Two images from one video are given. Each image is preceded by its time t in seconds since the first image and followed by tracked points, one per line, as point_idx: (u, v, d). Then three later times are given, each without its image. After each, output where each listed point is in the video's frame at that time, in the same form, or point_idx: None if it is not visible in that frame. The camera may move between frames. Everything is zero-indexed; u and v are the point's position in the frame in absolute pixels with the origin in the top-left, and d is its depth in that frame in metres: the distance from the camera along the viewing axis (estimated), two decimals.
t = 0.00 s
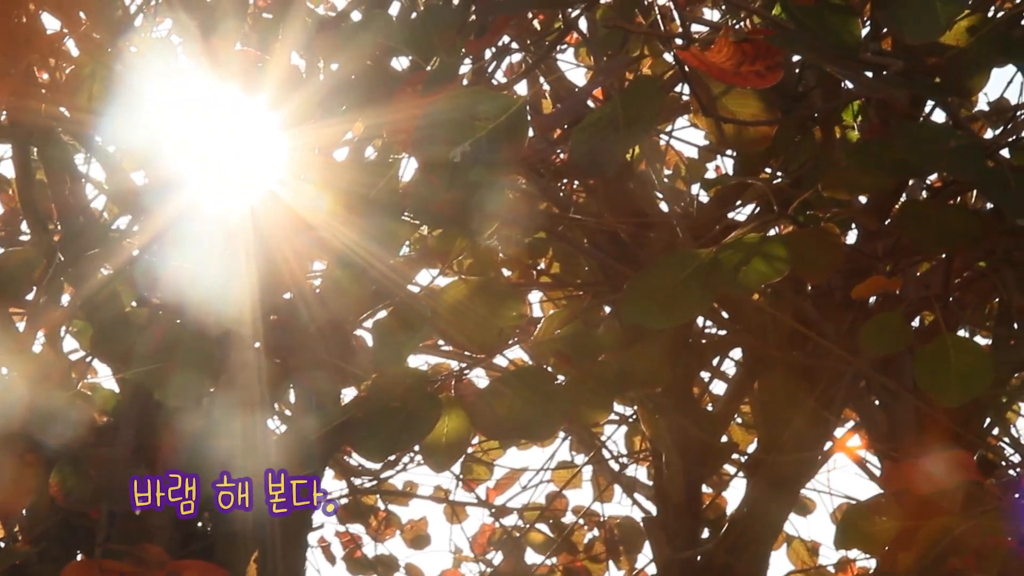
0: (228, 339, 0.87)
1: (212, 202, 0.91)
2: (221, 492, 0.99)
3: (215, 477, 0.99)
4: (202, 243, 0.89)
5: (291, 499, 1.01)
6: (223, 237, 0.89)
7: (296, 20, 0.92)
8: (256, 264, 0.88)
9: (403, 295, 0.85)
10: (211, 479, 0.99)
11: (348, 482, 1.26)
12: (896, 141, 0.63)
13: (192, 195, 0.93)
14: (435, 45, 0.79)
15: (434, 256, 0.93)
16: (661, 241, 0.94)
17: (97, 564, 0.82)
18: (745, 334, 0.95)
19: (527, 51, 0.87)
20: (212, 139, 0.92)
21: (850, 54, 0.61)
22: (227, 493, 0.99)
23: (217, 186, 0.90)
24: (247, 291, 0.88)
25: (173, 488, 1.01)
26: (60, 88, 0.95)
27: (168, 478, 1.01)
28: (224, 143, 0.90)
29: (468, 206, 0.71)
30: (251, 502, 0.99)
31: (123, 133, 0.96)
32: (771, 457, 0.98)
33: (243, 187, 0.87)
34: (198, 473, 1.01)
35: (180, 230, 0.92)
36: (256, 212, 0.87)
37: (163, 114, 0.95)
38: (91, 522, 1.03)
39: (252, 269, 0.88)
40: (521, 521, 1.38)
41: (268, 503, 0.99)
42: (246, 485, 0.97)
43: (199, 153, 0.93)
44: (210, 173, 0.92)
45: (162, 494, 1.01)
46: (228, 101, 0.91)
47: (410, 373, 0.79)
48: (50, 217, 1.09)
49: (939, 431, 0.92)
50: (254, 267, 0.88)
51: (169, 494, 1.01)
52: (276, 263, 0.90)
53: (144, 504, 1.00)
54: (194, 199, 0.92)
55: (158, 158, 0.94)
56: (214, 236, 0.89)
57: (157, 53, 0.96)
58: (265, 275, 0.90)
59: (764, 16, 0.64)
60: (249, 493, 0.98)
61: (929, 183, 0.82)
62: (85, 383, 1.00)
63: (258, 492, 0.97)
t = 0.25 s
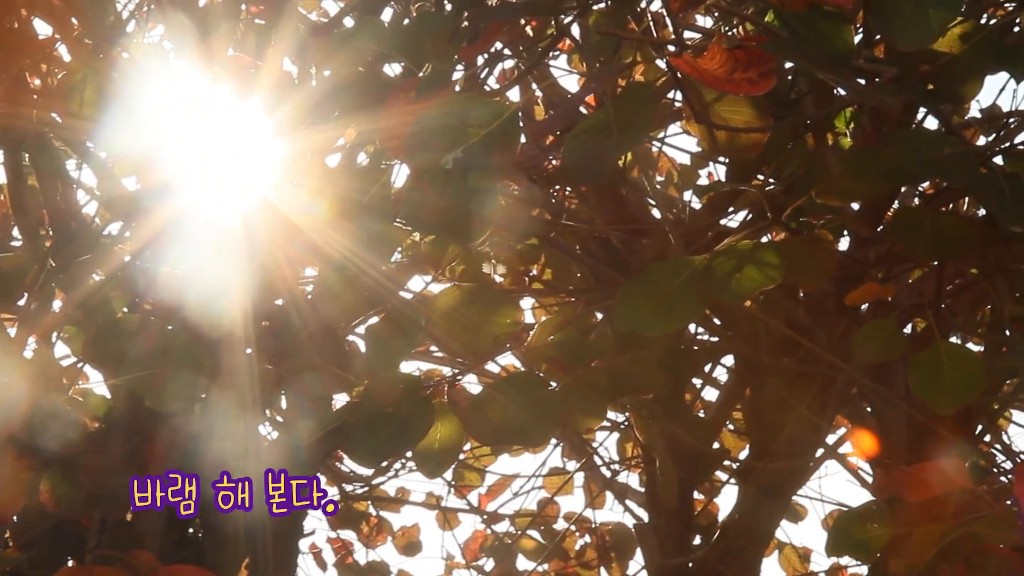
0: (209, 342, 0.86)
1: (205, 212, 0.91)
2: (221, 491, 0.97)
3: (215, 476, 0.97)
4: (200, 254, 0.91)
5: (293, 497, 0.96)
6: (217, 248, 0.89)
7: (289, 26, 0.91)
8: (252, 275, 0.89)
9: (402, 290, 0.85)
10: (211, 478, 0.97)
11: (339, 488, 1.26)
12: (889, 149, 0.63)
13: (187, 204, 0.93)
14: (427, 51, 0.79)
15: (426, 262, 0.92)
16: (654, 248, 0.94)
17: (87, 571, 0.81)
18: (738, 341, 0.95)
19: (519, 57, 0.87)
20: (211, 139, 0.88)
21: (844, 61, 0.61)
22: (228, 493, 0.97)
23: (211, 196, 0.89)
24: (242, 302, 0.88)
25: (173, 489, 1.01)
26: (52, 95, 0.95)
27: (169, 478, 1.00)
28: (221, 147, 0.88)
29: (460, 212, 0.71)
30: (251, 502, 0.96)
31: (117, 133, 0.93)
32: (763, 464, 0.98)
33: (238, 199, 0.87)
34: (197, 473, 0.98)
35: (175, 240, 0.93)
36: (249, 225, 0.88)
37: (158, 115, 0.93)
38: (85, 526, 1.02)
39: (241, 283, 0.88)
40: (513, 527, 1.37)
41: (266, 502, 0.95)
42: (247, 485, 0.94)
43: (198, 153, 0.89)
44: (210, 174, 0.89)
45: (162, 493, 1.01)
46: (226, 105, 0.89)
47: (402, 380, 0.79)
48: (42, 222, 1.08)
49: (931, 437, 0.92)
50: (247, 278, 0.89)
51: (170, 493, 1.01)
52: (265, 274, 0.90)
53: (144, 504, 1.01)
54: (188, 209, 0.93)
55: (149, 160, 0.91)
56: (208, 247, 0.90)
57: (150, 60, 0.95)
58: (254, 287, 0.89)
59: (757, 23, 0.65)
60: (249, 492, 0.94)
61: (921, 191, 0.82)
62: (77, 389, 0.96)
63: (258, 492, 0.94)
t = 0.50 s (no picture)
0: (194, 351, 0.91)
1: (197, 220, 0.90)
2: (220, 491, 0.97)
3: (214, 476, 0.97)
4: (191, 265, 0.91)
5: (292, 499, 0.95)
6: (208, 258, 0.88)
7: (281, 33, 0.92)
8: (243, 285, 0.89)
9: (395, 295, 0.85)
10: (210, 479, 0.97)
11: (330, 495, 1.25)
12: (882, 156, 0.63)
13: (180, 211, 0.92)
14: (419, 57, 0.78)
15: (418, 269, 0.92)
16: (646, 255, 0.93)
17: None
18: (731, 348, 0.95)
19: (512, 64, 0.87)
20: (208, 142, 0.86)
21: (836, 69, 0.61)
22: (227, 493, 0.97)
23: (204, 203, 0.88)
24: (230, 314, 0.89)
25: (172, 489, 1.01)
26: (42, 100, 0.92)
27: (168, 478, 1.01)
28: (214, 151, 0.86)
29: (452, 219, 0.71)
30: (251, 502, 0.96)
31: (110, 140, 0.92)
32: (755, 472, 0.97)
33: (229, 207, 0.86)
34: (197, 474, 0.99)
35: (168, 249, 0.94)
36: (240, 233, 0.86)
37: (152, 119, 0.91)
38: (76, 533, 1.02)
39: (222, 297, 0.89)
40: (505, 534, 1.37)
41: (266, 502, 0.95)
42: (247, 486, 0.94)
43: (193, 155, 0.87)
44: (206, 176, 0.87)
45: (162, 494, 1.01)
46: (219, 109, 0.87)
47: (394, 388, 0.79)
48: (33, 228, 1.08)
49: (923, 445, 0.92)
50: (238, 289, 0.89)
51: (170, 493, 1.01)
52: (256, 282, 0.88)
53: (144, 504, 1.03)
54: (182, 216, 0.92)
55: (143, 165, 0.90)
56: (199, 258, 0.89)
57: (144, 62, 0.93)
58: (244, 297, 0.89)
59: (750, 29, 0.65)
60: (249, 492, 0.95)
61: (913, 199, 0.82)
62: (70, 395, 0.98)
63: (257, 492, 0.94)
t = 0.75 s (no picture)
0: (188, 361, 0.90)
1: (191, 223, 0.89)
2: (221, 492, 0.98)
3: (214, 476, 0.97)
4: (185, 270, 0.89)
5: (290, 498, 0.98)
6: (205, 262, 0.88)
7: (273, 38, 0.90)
8: (238, 289, 0.87)
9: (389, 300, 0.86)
10: (211, 479, 0.97)
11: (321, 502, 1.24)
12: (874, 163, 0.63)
13: (174, 214, 0.91)
14: (412, 64, 0.78)
15: (410, 276, 0.92)
16: (639, 262, 0.93)
17: None
18: (723, 355, 0.95)
19: (505, 71, 0.87)
20: (203, 142, 0.85)
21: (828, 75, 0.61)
22: (227, 493, 0.98)
23: (199, 206, 0.87)
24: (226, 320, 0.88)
25: (172, 488, 1.01)
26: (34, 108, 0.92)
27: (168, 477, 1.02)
28: (209, 152, 0.84)
29: (444, 225, 0.70)
30: (251, 502, 0.98)
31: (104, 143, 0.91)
32: (747, 480, 0.97)
33: (225, 209, 0.85)
34: (197, 474, 0.99)
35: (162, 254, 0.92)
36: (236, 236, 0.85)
37: (146, 121, 0.90)
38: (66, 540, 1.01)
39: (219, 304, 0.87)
40: (497, 541, 1.36)
41: (267, 502, 0.98)
42: (247, 485, 0.96)
43: (189, 154, 0.86)
44: (201, 176, 0.86)
45: (162, 494, 1.02)
46: (214, 110, 0.86)
47: (386, 394, 0.78)
48: (25, 233, 1.07)
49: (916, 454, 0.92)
50: (233, 293, 0.87)
51: (169, 494, 1.01)
52: (251, 286, 0.88)
53: (144, 504, 1.02)
54: (176, 219, 0.91)
55: (138, 168, 0.88)
56: (195, 262, 0.88)
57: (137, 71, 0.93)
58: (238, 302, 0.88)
59: (743, 38, 0.65)
60: (249, 491, 0.97)
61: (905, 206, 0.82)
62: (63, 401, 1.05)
63: (258, 492, 0.96)
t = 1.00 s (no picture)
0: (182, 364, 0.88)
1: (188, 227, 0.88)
2: (221, 492, 0.95)
3: (214, 476, 0.94)
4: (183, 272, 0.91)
5: (290, 498, 0.96)
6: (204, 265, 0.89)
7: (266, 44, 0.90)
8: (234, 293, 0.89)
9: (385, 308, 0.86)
10: (211, 480, 0.93)
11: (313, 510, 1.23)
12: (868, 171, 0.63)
13: (169, 218, 0.90)
14: (405, 70, 0.78)
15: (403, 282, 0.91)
16: (632, 268, 0.93)
17: None
18: (715, 362, 0.95)
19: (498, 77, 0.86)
20: (198, 147, 0.85)
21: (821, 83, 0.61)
22: (227, 494, 0.95)
23: (195, 210, 0.86)
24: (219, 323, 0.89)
25: (173, 488, 0.97)
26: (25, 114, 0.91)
27: (169, 478, 0.97)
28: (208, 155, 0.84)
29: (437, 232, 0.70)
30: (251, 502, 0.96)
31: (98, 146, 0.89)
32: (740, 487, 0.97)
33: (224, 212, 0.84)
34: (196, 474, 0.94)
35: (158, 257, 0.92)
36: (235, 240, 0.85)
37: (144, 123, 0.89)
38: (57, 548, 1.00)
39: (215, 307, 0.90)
40: (489, 549, 1.35)
41: (266, 502, 0.96)
42: (246, 486, 0.93)
43: (189, 154, 0.85)
44: (201, 176, 0.85)
45: (162, 494, 0.98)
46: (214, 113, 0.86)
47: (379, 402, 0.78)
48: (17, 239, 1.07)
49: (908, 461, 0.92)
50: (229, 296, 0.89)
51: (169, 493, 0.97)
52: (245, 290, 0.89)
53: (143, 504, 0.97)
54: (170, 224, 0.90)
55: (133, 172, 0.88)
56: (193, 265, 0.89)
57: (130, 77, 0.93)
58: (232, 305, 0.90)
59: (736, 45, 0.65)
60: (248, 492, 0.94)
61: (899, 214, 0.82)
62: (54, 408, 1.07)
63: (258, 492, 0.94)
